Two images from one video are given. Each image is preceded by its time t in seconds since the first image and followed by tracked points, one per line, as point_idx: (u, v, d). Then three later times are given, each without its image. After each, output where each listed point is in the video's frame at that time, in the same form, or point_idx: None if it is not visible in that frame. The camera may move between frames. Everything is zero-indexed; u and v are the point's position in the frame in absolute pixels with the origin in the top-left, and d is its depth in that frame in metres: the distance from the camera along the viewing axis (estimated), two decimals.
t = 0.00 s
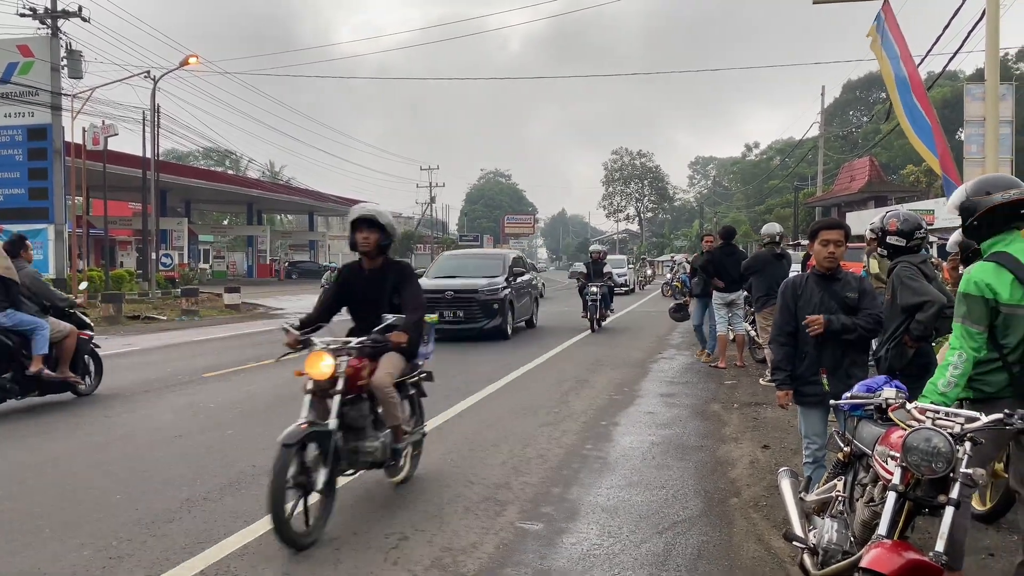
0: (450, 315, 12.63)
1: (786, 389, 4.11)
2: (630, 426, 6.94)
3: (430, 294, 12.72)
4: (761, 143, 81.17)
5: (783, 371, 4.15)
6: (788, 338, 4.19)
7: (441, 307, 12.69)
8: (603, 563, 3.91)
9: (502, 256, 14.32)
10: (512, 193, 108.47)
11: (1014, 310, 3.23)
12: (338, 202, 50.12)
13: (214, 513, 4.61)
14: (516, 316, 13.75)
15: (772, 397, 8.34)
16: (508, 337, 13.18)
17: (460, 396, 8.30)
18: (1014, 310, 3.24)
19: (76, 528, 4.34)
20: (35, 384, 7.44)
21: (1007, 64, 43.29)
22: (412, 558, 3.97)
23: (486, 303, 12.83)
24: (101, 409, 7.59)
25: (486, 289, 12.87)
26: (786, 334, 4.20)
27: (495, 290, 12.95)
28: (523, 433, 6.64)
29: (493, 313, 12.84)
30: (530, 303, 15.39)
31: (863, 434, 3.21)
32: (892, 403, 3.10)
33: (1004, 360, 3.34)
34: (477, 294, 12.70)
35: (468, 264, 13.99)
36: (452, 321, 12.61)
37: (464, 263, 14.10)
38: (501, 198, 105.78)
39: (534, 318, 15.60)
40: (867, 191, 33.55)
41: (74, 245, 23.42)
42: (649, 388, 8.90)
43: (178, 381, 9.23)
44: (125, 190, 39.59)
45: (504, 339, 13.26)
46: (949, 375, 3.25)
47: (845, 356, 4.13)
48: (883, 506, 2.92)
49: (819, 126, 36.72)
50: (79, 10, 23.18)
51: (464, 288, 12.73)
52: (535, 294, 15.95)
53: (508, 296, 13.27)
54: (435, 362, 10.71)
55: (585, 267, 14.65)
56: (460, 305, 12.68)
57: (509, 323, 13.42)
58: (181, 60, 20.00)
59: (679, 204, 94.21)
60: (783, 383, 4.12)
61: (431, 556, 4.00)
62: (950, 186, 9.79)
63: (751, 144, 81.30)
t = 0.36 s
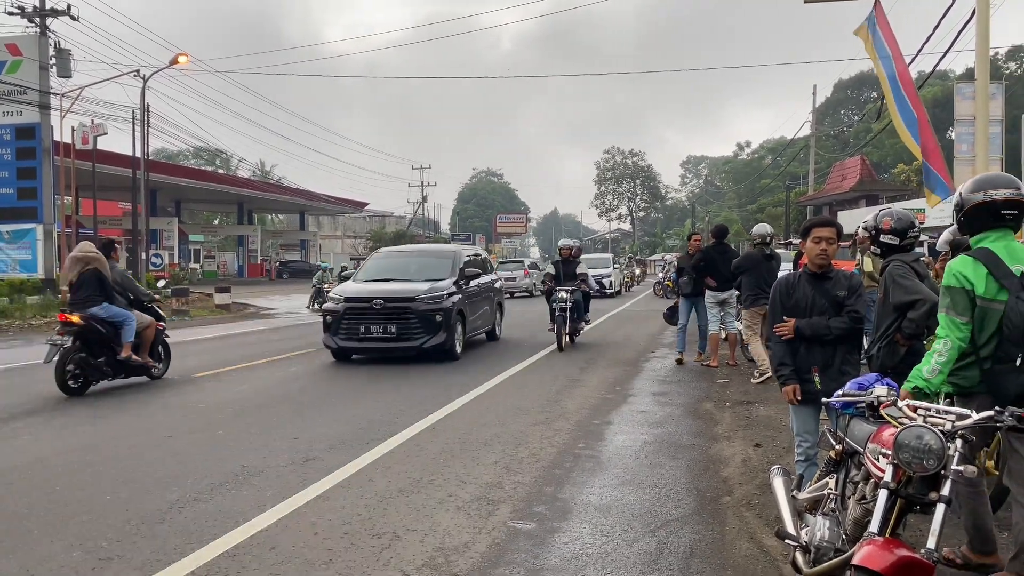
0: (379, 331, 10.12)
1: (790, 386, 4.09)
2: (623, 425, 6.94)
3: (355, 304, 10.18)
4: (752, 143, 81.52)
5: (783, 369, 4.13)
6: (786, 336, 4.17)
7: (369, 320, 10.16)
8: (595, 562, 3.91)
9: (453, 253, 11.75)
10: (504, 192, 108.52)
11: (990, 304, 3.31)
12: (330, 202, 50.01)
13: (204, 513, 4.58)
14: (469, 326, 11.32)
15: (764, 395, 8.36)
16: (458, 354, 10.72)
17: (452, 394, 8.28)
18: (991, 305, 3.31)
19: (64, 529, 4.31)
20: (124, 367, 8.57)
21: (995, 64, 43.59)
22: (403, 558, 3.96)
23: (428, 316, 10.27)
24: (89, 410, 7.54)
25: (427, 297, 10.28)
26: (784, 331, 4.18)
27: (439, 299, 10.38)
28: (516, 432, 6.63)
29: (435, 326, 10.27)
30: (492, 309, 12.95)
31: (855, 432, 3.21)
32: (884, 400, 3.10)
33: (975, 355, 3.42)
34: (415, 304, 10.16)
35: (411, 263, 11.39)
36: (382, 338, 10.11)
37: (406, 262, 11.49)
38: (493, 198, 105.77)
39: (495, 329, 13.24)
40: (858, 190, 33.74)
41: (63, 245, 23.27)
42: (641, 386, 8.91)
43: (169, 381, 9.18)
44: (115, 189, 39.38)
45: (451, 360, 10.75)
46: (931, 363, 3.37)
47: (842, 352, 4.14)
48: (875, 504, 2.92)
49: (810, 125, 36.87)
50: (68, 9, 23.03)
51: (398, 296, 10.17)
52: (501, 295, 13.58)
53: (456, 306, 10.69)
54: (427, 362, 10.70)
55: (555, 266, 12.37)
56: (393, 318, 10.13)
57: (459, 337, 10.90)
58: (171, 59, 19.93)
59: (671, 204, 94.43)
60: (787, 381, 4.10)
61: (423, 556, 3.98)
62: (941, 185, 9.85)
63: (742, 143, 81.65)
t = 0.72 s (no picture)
0: (265, 356, 7.54)
1: (782, 387, 4.11)
2: (615, 423, 6.95)
3: (236, 319, 7.61)
4: (744, 142, 81.81)
5: (776, 369, 4.14)
6: (779, 336, 4.17)
7: (251, 341, 7.60)
8: (587, 560, 3.91)
9: (385, 249, 9.16)
10: (497, 191, 108.55)
11: (980, 304, 3.35)
12: (322, 201, 49.93)
13: (196, 514, 4.56)
14: (398, 346, 8.70)
15: (756, 393, 8.40)
16: (378, 387, 8.18)
17: (445, 393, 8.28)
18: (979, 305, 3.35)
19: (55, 529, 4.28)
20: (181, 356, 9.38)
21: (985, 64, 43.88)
22: (396, 557, 3.95)
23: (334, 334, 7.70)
24: (80, 409, 7.50)
25: (335, 309, 7.73)
26: (777, 331, 4.18)
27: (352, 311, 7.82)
28: (508, 431, 6.63)
29: (342, 351, 7.66)
30: (438, 320, 10.28)
31: (846, 430, 3.22)
32: (875, 398, 3.10)
33: (961, 351, 3.45)
34: (315, 320, 7.59)
35: (326, 264, 8.79)
36: (269, 365, 7.53)
37: (320, 262, 8.88)
38: (486, 197, 105.77)
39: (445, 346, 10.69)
40: (850, 189, 33.93)
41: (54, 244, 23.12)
42: (634, 385, 8.93)
43: (161, 381, 9.15)
44: (106, 189, 39.20)
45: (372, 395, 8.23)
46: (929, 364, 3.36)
47: (833, 352, 4.16)
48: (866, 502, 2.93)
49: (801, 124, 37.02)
50: (58, 7, 22.89)
51: (291, 309, 7.58)
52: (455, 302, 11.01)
53: (376, 322, 8.10)
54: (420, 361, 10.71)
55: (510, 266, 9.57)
56: (283, 338, 7.56)
57: (382, 363, 8.33)
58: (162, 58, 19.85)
59: (663, 203, 94.67)
60: (779, 381, 4.11)
61: (415, 555, 3.98)
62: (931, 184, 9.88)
63: (734, 143, 81.95)
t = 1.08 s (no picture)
0: None
1: (768, 383, 4.12)
2: (607, 422, 6.95)
3: None
4: (736, 141, 82.11)
5: (763, 366, 4.16)
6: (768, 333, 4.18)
7: None
8: (579, 559, 3.91)
9: (236, 242, 6.21)
10: (490, 190, 108.55)
11: (989, 297, 3.49)
12: (314, 200, 49.80)
13: (188, 513, 4.54)
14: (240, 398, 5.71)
15: (748, 391, 8.42)
16: (189, 465, 5.19)
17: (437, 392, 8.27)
18: (987, 299, 3.50)
19: (45, 530, 4.26)
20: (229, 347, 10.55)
21: (976, 63, 44.15)
22: (388, 556, 3.94)
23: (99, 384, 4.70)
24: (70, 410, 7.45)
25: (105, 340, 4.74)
26: (766, 328, 4.19)
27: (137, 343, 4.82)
28: (500, 430, 6.63)
29: (121, 412, 4.75)
30: (334, 345, 7.33)
31: (837, 428, 3.23)
32: (865, 396, 3.10)
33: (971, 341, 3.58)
34: (68, 360, 4.64)
35: (141, 265, 5.88)
36: None
37: (136, 258, 5.98)
38: (479, 196, 105.72)
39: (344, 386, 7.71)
40: (841, 188, 34.06)
41: (44, 244, 22.97)
42: (626, 384, 8.94)
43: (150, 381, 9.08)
44: (97, 188, 39.01)
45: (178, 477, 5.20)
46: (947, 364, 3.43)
47: (822, 350, 4.17)
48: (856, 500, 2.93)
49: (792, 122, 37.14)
50: (47, 5, 22.73)
51: (30, 339, 4.64)
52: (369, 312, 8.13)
53: (181, 364, 5.09)
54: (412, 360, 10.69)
55: (410, 274, 6.34)
56: (16, 390, 4.64)
57: (203, 426, 5.36)
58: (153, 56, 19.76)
59: (655, 202, 94.85)
60: (764, 378, 4.13)
61: (407, 554, 3.98)
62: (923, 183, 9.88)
63: (726, 142, 82.27)
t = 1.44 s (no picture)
0: None
1: (758, 379, 4.13)
2: (600, 421, 6.96)
3: None
4: (729, 140, 82.36)
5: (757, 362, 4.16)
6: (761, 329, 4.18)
7: None
8: (573, 558, 3.91)
9: None
10: (483, 190, 108.60)
11: (1007, 294, 3.56)
12: (307, 199, 49.71)
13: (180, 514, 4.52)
14: None
15: (740, 390, 8.45)
16: None
17: (430, 392, 8.26)
18: (1007, 296, 3.56)
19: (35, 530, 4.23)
20: (266, 340, 11.47)
21: (967, 63, 44.39)
22: (381, 556, 3.93)
23: None
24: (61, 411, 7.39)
25: None
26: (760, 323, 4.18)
27: None
28: (494, 429, 6.63)
29: None
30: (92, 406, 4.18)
31: (829, 427, 3.23)
32: (856, 395, 3.11)
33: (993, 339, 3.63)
34: None
35: None
36: None
37: None
38: (472, 195, 105.71)
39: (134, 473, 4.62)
40: (834, 186, 34.17)
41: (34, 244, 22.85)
42: (619, 383, 8.96)
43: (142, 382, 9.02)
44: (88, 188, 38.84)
45: None
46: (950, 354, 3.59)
47: (813, 348, 4.19)
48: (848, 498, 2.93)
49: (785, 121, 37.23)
50: (38, 4, 22.59)
51: None
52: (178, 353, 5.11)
53: None
54: (405, 360, 10.68)
55: (31, 301, 2.46)
56: None
57: None
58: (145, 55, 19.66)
59: (649, 201, 95.05)
60: (755, 374, 4.13)
61: (400, 554, 3.97)
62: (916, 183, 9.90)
63: (719, 142, 82.54)
